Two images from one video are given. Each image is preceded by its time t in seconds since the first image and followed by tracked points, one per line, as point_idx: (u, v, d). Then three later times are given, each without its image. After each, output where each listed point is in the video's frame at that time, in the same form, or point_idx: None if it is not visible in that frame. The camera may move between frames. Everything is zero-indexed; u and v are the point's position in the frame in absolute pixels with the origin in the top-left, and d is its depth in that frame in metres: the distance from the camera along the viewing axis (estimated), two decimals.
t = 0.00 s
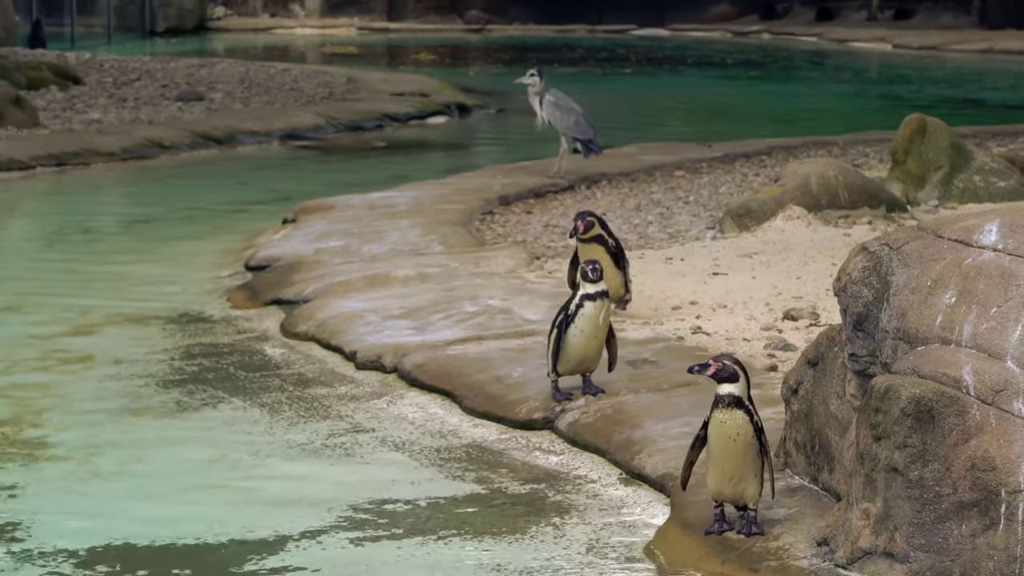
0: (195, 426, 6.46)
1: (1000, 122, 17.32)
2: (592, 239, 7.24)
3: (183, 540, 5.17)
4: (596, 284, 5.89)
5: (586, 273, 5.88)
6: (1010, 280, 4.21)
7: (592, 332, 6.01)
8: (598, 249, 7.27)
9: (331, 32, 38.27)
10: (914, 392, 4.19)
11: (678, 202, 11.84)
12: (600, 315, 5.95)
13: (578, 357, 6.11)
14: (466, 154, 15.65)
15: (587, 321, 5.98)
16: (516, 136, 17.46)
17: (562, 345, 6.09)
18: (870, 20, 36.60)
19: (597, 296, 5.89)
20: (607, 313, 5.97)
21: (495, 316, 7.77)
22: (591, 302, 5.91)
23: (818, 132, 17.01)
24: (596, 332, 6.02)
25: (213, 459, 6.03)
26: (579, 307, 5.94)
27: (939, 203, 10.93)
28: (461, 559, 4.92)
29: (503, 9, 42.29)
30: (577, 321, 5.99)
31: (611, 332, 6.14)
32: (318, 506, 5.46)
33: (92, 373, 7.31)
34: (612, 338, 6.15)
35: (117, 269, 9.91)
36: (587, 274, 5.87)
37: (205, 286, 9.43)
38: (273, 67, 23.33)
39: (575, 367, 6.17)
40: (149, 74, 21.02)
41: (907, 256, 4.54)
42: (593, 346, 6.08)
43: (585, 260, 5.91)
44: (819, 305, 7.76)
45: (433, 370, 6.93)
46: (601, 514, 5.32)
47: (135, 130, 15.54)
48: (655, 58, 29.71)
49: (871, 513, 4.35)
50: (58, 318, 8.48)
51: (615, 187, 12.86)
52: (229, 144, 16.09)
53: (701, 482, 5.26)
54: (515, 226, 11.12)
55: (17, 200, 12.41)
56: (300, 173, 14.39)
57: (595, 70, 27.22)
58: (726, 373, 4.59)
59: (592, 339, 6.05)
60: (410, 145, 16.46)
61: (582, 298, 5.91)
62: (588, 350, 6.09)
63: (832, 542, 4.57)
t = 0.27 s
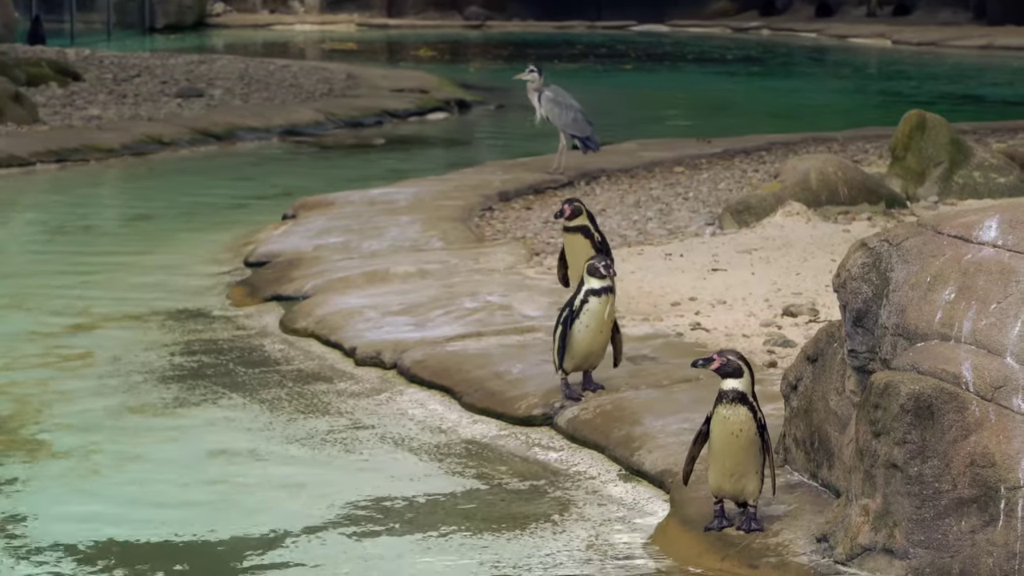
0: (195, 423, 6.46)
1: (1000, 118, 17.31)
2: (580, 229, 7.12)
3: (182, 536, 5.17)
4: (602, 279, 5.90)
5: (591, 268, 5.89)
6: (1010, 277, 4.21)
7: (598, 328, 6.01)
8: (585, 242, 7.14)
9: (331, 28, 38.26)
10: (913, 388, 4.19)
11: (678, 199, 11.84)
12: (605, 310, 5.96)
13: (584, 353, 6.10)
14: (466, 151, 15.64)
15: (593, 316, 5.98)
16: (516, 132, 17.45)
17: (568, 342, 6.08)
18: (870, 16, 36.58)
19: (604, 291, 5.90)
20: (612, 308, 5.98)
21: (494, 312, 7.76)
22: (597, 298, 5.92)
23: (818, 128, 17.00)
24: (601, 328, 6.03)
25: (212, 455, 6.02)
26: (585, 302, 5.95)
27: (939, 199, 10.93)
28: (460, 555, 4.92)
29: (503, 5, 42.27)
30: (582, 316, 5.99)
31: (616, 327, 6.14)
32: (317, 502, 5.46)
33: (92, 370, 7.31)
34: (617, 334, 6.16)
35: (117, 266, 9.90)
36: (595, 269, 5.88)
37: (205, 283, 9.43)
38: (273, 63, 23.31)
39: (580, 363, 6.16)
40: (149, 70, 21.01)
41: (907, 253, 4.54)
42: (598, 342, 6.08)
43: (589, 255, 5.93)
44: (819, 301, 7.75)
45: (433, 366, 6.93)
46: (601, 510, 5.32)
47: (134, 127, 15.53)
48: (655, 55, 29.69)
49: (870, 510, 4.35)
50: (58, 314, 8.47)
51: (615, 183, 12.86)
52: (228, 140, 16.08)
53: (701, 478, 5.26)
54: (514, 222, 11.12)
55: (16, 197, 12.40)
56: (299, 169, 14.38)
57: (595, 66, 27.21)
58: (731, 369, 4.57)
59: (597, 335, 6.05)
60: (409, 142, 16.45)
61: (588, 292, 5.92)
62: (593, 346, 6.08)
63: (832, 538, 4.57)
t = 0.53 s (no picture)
0: (197, 418, 6.47)
1: (1004, 113, 17.30)
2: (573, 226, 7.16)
3: (185, 531, 5.18)
4: (594, 276, 5.89)
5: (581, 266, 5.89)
6: (1013, 271, 4.21)
7: (594, 325, 6.00)
8: (577, 239, 7.17)
9: (333, 24, 38.25)
10: (916, 383, 4.18)
11: (681, 194, 11.84)
12: (600, 307, 5.95)
13: (584, 351, 6.09)
14: (468, 146, 15.64)
15: (588, 314, 5.97)
16: (519, 127, 17.45)
17: (566, 340, 6.08)
18: (872, 11, 36.55)
19: (596, 288, 5.90)
20: (607, 304, 5.97)
21: (497, 307, 7.77)
22: (589, 296, 5.91)
23: (821, 124, 16.99)
24: (598, 325, 6.01)
25: (215, 451, 6.03)
26: (579, 301, 5.94)
27: (942, 195, 10.93)
28: (463, 551, 4.92)
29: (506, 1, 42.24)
30: (577, 315, 5.98)
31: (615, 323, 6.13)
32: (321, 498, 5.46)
33: (95, 365, 7.31)
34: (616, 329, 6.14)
35: (120, 261, 9.91)
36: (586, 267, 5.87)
37: (207, 278, 9.43)
38: (275, 59, 23.31)
39: (582, 359, 6.15)
40: (151, 65, 21.01)
41: (909, 248, 4.53)
42: (597, 338, 6.06)
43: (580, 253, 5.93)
44: (821, 296, 7.76)
45: (436, 362, 6.93)
46: (604, 506, 5.32)
47: (137, 122, 15.53)
48: (657, 50, 29.68)
49: (874, 505, 4.36)
50: (61, 310, 8.48)
51: (618, 179, 12.85)
52: (231, 136, 16.08)
53: (703, 474, 5.27)
54: (517, 217, 11.12)
55: (19, 192, 12.41)
56: (301, 165, 14.38)
57: (597, 62, 27.19)
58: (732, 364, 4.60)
59: (594, 333, 6.04)
60: (412, 137, 16.45)
61: (580, 291, 5.92)
62: (593, 343, 6.07)
63: (835, 534, 4.57)
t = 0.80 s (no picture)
0: (201, 416, 6.48)
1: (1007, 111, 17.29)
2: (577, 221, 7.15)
3: (189, 529, 5.18)
4: (600, 280, 5.87)
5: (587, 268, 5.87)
6: (1016, 269, 4.20)
7: (595, 328, 5.99)
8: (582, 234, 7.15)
9: (337, 21, 38.27)
10: (919, 381, 4.18)
11: (684, 192, 11.84)
12: (602, 311, 5.93)
13: (586, 352, 6.09)
14: (472, 144, 15.65)
15: (590, 316, 5.96)
16: (522, 125, 17.45)
17: (568, 341, 6.07)
18: (876, 9, 36.53)
19: (599, 292, 5.87)
20: (610, 308, 5.95)
21: (501, 305, 7.77)
22: (592, 299, 5.90)
23: (824, 122, 16.99)
24: (601, 328, 6.00)
25: (219, 449, 6.04)
26: (582, 303, 5.93)
27: (945, 192, 10.93)
28: (466, 549, 4.92)
29: None
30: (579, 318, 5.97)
31: (620, 326, 6.11)
32: (324, 496, 5.47)
33: (99, 364, 7.32)
34: (621, 332, 6.13)
35: (123, 259, 9.92)
36: (592, 271, 5.85)
37: (211, 276, 9.44)
38: (279, 56, 23.33)
39: (586, 359, 6.14)
40: (155, 63, 21.03)
41: (913, 246, 4.53)
42: (599, 341, 6.06)
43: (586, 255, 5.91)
44: (825, 294, 7.76)
45: (439, 360, 6.93)
46: (607, 504, 5.32)
47: (140, 120, 15.55)
48: (661, 48, 29.66)
49: (877, 503, 4.36)
50: (64, 308, 8.49)
51: (621, 177, 12.86)
52: (234, 134, 16.10)
53: (707, 471, 5.27)
54: (520, 215, 11.12)
55: (22, 191, 12.42)
56: (305, 163, 14.39)
57: (601, 59, 27.20)
58: (734, 362, 4.61)
59: (597, 335, 6.02)
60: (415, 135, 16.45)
61: (584, 294, 5.90)
62: (595, 345, 6.06)
63: (838, 532, 4.57)
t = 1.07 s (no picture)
0: (205, 411, 6.49)
1: (1011, 108, 17.27)
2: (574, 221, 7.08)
3: (192, 525, 5.19)
4: (618, 277, 5.89)
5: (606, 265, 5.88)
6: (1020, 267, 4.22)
7: (610, 325, 6.01)
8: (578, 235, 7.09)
9: (341, 17, 38.25)
10: (923, 377, 4.18)
11: (688, 188, 11.84)
12: (619, 307, 5.95)
13: (597, 348, 6.10)
14: (475, 141, 15.65)
15: (606, 313, 5.97)
16: (526, 122, 17.45)
17: (580, 336, 6.08)
18: (880, 6, 36.49)
19: (617, 288, 5.89)
20: (626, 306, 5.97)
21: (504, 302, 7.78)
22: (610, 295, 5.92)
23: (827, 118, 16.98)
24: (614, 325, 6.02)
25: (222, 444, 6.05)
26: (599, 299, 5.94)
27: (949, 189, 10.92)
28: (469, 545, 4.93)
29: None
30: (595, 313, 5.98)
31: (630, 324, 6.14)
32: (327, 491, 5.48)
33: (103, 359, 7.34)
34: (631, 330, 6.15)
35: (127, 255, 9.93)
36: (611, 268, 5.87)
37: (215, 272, 9.45)
38: (282, 53, 23.33)
39: (594, 356, 6.15)
40: (159, 59, 21.04)
41: (916, 242, 4.53)
42: (612, 338, 6.08)
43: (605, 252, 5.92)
44: (828, 291, 7.76)
45: (443, 356, 6.94)
46: (611, 499, 5.33)
47: (144, 116, 15.55)
48: (665, 44, 29.65)
49: (881, 500, 4.34)
50: (68, 303, 8.51)
51: (625, 173, 12.86)
52: (238, 130, 16.11)
53: (710, 467, 5.28)
54: (524, 212, 11.13)
55: (26, 186, 12.44)
56: (308, 159, 14.39)
57: (604, 56, 27.19)
58: (736, 359, 4.61)
59: (610, 332, 6.04)
60: (419, 131, 16.45)
61: (601, 290, 5.92)
62: (606, 341, 6.08)
63: (842, 528, 4.58)
